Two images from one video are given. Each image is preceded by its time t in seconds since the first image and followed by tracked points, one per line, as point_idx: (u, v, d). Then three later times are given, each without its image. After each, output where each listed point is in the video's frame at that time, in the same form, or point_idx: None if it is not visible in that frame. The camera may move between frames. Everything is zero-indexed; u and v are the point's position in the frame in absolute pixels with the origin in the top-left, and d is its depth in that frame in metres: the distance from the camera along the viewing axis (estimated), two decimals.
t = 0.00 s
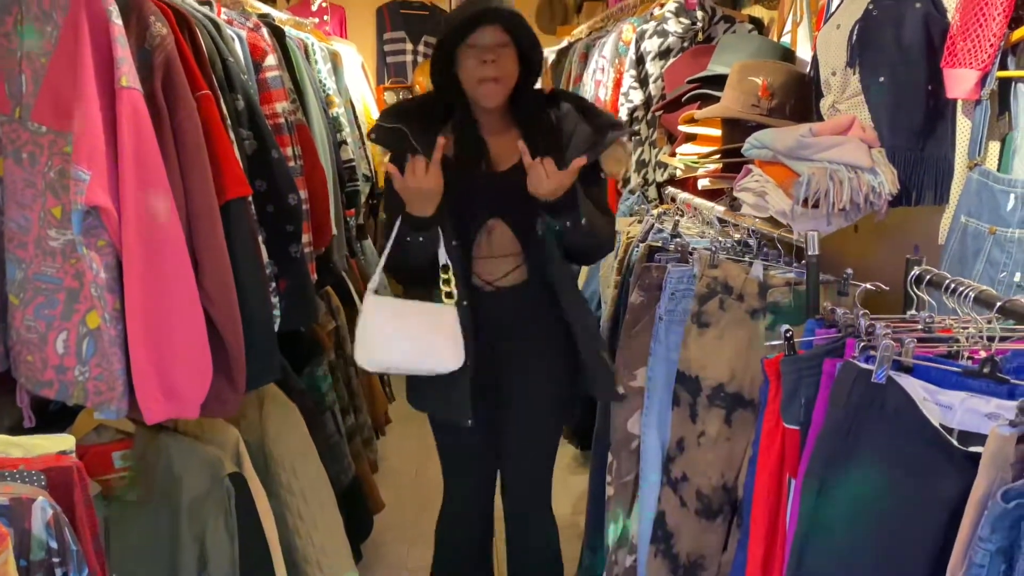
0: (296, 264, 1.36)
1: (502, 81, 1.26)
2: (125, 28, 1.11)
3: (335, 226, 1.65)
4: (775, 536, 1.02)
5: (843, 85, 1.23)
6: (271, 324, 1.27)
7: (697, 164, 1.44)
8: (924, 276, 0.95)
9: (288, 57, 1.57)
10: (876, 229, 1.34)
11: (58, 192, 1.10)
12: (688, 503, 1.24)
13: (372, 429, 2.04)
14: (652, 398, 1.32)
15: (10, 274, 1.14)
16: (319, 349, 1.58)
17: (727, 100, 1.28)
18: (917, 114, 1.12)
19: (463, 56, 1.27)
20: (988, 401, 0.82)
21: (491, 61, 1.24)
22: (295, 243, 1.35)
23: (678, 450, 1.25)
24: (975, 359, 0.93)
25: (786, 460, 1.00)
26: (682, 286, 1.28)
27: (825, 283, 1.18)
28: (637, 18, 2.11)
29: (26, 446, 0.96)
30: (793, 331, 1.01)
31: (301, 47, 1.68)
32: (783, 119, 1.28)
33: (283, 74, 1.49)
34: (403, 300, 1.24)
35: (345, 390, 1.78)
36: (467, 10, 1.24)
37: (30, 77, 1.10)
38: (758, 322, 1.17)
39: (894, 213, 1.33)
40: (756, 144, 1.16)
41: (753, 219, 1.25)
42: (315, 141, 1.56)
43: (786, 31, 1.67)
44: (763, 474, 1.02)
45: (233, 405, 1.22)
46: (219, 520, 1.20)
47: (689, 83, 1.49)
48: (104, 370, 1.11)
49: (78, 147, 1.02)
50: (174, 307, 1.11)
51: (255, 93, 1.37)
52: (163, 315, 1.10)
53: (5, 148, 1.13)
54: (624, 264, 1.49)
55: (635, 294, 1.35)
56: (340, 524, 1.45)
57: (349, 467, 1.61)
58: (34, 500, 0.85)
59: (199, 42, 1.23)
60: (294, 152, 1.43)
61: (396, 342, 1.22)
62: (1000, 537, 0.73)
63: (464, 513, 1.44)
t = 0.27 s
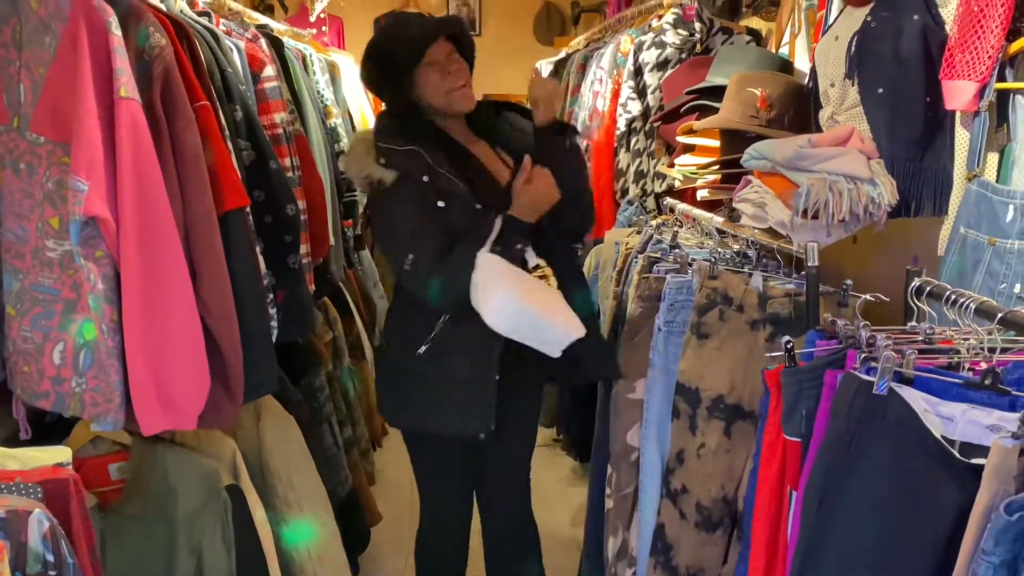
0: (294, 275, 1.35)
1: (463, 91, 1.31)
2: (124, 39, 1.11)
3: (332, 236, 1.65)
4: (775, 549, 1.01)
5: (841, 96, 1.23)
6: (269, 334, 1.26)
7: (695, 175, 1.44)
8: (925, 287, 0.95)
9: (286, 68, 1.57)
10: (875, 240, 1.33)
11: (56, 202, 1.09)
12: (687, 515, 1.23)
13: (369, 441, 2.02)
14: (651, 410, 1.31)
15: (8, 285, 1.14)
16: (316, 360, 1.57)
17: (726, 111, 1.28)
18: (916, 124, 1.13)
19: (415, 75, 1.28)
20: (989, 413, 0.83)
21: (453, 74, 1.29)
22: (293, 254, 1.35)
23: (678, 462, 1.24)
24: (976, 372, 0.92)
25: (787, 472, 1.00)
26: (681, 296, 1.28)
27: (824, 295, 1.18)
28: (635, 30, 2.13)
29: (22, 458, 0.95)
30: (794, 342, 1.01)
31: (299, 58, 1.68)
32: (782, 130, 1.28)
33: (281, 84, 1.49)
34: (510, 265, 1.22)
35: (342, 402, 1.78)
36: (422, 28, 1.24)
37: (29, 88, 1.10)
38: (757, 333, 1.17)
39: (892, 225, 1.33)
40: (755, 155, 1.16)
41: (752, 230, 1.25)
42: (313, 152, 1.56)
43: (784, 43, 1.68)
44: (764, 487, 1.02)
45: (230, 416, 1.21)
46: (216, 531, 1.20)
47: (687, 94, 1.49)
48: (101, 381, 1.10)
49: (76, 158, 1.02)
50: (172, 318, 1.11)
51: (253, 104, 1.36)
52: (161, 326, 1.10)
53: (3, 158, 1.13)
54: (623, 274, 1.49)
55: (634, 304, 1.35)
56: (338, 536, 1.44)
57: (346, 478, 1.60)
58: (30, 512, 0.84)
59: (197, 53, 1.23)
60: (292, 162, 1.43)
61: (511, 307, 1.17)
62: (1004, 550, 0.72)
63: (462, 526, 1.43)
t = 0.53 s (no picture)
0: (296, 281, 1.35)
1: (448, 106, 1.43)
2: (128, 46, 1.12)
3: (334, 243, 1.65)
4: (778, 556, 1.01)
5: (844, 104, 1.24)
6: (271, 340, 1.27)
7: (698, 182, 1.43)
8: (928, 295, 0.95)
9: (289, 75, 1.57)
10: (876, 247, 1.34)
11: (59, 208, 1.09)
12: (689, 522, 1.23)
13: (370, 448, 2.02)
14: (652, 417, 1.31)
15: (10, 291, 1.14)
16: (316, 367, 1.58)
17: (727, 118, 1.28)
18: (918, 133, 1.13)
19: (410, 96, 1.36)
20: (993, 420, 0.83)
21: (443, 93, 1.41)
22: (296, 260, 1.35)
23: (680, 468, 1.24)
24: (979, 379, 0.92)
25: (790, 479, 0.99)
26: (683, 304, 1.28)
27: (826, 302, 1.18)
28: (635, 37, 2.14)
29: (25, 464, 0.95)
30: (797, 349, 1.01)
31: (301, 65, 1.69)
32: (783, 137, 1.28)
33: (283, 91, 1.49)
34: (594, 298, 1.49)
35: (343, 409, 1.77)
36: (429, 57, 1.34)
37: (33, 94, 1.10)
38: (759, 341, 1.17)
39: (894, 232, 1.33)
40: (757, 162, 1.16)
41: (754, 237, 1.25)
42: (314, 158, 1.57)
43: (785, 51, 1.68)
44: (767, 494, 1.01)
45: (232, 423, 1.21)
46: (218, 539, 1.19)
47: (689, 102, 1.49)
48: (103, 388, 1.10)
49: (81, 164, 1.03)
50: (175, 324, 1.11)
51: (256, 111, 1.37)
52: (164, 332, 1.10)
53: (7, 165, 1.13)
54: (624, 281, 1.49)
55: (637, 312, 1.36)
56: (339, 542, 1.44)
57: (347, 485, 1.59)
58: (33, 518, 0.84)
59: (201, 60, 1.23)
60: (294, 169, 1.43)
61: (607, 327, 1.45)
62: (1010, 557, 0.72)
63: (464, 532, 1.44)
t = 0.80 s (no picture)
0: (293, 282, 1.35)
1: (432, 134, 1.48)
2: (125, 47, 1.12)
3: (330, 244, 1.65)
4: (775, 558, 1.01)
5: (839, 106, 1.24)
6: (266, 342, 1.26)
7: (693, 184, 1.42)
8: (924, 297, 0.95)
9: (285, 77, 1.57)
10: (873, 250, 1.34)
11: (56, 209, 1.09)
12: (686, 525, 1.23)
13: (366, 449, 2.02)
14: (648, 419, 1.31)
15: (5, 292, 1.14)
16: (312, 369, 1.57)
17: (723, 120, 1.27)
18: (914, 136, 1.13)
19: (399, 123, 1.39)
20: (989, 422, 0.83)
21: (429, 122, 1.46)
22: (292, 262, 1.35)
23: (676, 471, 1.24)
24: (975, 382, 0.91)
25: (787, 480, 0.99)
26: (679, 306, 1.28)
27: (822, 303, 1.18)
28: (632, 39, 2.14)
29: (19, 466, 0.94)
30: (794, 351, 1.00)
31: (298, 67, 1.69)
32: (780, 139, 1.28)
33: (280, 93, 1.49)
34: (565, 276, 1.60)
35: (339, 410, 1.77)
36: (424, 90, 1.37)
37: (29, 95, 1.10)
38: (756, 343, 1.18)
39: (891, 234, 1.33)
40: (753, 164, 1.16)
41: (750, 239, 1.25)
42: (311, 159, 1.57)
43: (781, 53, 1.68)
44: (763, 495, 1.02)
45: (228, 425, 1.20)
46: (213, 541, 1.18)
47: (685, 105, 1.49)
48: (98, 389, 1.10)
49: (76, 165, 1.02)
50: (170, 326, 1.10)
51: (253, 112, 1.37)
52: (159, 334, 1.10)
53: (2, 165, 1.12)
54: (620, 283, 1.49)
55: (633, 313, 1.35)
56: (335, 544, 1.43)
57: (343, 487, 1.59)
58: (27, 520, 0.84)
59: (198, 61, 1.23)
60: (290, 170, 1.43)
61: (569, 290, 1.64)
62: (1006, 559, 0.72)
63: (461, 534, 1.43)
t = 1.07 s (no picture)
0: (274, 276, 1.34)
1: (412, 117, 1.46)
2: (101, 37, 1.10)
3: (312, 238, 1.64)
4: (754, 549, 1.02)
5: (819, 100, 1.25)
6: (246, 336, 1.25)
7: (676, 179, 1.43)
8: (901, 290, 0.95)
9: (266, 69, 1.56)
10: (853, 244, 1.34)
11: (31, 202, 1.08)
12: (666, 518, 1.23)
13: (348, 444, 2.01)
14: (629, 413, 1.31)
15: None
16: (293, 363, 1.56)
17: (706, 114, 1.28)
18: (893, 131, 1.14)
19: (373, 107, 1.38)
20: (965, 414, 0.84)
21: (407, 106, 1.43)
22: (273, 255, 1.34)
23: (656, 464, 1.24)
24: (951, 373, 0.93)
25: (766, 473, 1.00)
26: (661, 300, 1.29)
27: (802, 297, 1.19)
28: (615, 33, 2.14)
29: None
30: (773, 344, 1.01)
31: (279, 60, 1.67)
32: (760, 134, 1.29)
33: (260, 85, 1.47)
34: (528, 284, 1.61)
35: (321, 405, 1.76)
36: (398, 74, 1.35)
37: (3, 84, 1.08)
38: (736, 337, 1.19)
39: (870, 230, 1.33)
40: (735, 159, 1.16)
41: (731, 233, 1.26)
42: (291, 152, 1.56)
43: (761, 49, 1.68)
44: (742, 489, 1.02)
45: (208, 420, 1.20)
46: (193, 538, 1.17)
47: (667, 99, 1.50)
48: (75, 382, 1.09)
49: (52, 156, 1.01)
50: (148, 319, 1.09)
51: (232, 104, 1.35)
52: (137, 327, 1.08)
53: None
54: (602, 277, 1.49)
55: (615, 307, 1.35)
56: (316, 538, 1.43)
57: (325, 482, 1.59)
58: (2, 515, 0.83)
59: (176, 52, 1.22)
60: (271, 163, 1.42)
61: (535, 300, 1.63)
62: (980, 547, 0.73)
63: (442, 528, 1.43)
